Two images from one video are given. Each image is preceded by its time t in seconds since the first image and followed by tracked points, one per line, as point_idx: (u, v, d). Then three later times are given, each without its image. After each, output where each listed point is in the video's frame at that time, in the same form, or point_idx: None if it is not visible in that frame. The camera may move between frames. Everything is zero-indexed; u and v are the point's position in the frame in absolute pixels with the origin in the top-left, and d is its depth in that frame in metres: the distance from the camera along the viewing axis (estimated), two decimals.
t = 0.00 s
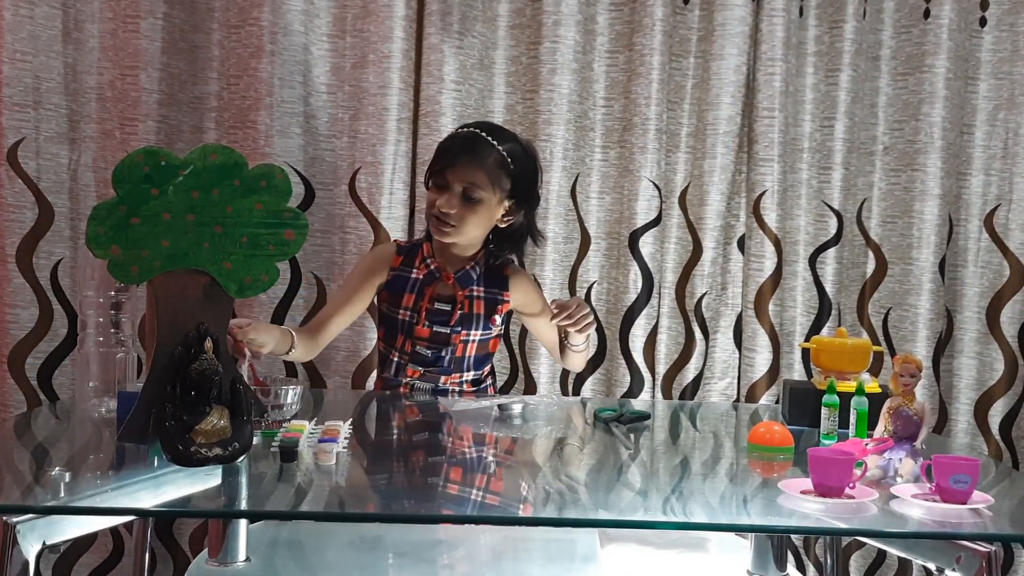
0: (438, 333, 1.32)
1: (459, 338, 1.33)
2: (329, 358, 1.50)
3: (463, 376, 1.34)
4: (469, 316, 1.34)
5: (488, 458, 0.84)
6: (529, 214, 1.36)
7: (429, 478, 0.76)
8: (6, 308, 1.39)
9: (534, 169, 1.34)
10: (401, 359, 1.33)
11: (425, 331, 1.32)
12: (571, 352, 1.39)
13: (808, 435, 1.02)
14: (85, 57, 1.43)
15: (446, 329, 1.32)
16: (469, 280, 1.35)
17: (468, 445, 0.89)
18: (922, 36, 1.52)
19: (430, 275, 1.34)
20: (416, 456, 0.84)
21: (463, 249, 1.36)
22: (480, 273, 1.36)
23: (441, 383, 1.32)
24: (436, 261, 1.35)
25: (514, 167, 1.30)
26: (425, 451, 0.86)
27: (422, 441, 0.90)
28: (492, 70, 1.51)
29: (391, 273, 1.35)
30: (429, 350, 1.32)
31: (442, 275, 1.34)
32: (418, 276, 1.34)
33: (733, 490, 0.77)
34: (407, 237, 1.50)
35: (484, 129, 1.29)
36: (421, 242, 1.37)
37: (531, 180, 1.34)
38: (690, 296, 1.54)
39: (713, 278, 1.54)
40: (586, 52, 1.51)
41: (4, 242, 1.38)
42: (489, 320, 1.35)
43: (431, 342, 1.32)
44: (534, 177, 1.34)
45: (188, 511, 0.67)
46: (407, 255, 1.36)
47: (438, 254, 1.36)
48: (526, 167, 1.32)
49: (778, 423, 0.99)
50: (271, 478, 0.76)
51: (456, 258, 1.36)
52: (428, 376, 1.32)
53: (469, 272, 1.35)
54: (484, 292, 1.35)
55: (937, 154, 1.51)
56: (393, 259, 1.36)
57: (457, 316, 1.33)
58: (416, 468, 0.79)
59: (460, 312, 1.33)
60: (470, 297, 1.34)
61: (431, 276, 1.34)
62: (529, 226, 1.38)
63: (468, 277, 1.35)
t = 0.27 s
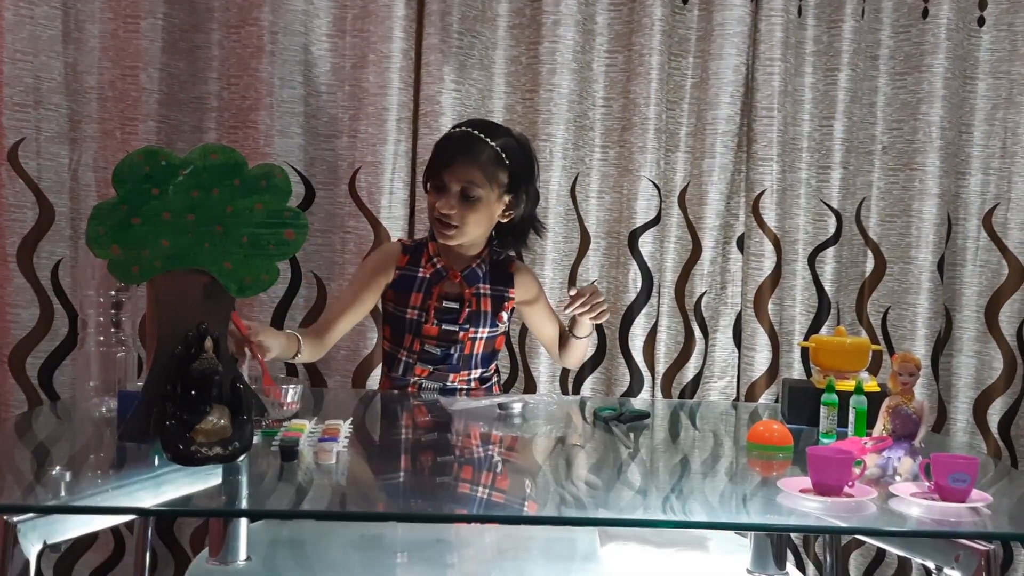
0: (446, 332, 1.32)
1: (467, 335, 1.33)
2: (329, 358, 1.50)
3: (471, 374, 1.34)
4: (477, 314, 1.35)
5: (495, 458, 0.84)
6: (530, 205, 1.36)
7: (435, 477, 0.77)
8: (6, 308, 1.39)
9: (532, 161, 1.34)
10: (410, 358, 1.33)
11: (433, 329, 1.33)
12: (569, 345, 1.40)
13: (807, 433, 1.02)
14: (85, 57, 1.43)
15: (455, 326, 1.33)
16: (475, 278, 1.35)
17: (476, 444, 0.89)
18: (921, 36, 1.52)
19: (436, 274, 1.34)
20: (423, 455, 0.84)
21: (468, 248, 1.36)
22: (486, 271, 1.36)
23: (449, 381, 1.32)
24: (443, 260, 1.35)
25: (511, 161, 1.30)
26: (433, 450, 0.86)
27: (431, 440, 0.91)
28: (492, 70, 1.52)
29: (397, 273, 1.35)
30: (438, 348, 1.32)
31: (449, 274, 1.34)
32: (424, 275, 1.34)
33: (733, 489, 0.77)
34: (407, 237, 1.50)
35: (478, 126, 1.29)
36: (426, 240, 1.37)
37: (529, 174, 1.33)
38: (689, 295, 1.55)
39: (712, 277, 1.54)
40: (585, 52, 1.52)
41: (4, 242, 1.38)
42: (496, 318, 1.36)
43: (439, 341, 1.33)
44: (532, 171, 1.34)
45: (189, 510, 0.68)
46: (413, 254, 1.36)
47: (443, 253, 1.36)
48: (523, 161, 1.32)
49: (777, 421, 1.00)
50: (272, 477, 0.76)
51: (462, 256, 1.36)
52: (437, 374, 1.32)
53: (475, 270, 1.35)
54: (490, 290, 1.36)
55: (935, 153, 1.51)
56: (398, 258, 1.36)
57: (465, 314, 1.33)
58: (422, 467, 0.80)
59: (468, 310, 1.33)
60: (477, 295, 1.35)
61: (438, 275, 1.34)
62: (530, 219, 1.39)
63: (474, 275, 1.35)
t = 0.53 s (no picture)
0: (451, 332, 1.32)
1: (471, 335, 1.33)
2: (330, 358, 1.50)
3: (475, 374, 1.34)
4: (481, 314, 1.34)
5: (499, 458, 0.84)
6: (529, 204, 1.35)
7: (439, 477, 0.76)
8: (6, 308, 1.39)
9: (530, 160, 1.34)
10: (414, 359, 1.33)
11: (437, 330, 1.32)
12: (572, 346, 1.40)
13: (809, 433, 1.02)
14: (85, 57, 1.43)
15: (459, 327, 1.32)
16: (478, 278, 1.35)
17: (480, 445, 0.89)
18: (923, 35, 1.52)
19: (440, 275, 1.34)
20: (427, 455, 0.84)
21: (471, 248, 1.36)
22: (488, 271, 1.36)
23: (454, 381, 1.32)
24: (445, 261, 1.35)
25: (509, 159, 1.29)
26: (438, 451, 0.86)
27: (436, 440, 0.91)
28: (492, 69, 1.51)
29: (400, 274, 1.35)
30: (442, 349, 1.32)
31: (452, 275, 1.34)
32: (428, 276, 1.34)
33: (734, 489, 0.77)
34: (408, 237, 1.50)
35: (476, 125, 1.29)
36: (428, 242, 1.36)
37: (528, 171, 1.33)
38: (690, 295, 1.55)
39: (713, 277, 1.54)
40: (586, 51, 1.51)
41: (4, 242, 1.38)
42: (500, 317, 1.36)
43: (443, 341, 1.32)
44: (531, 168, 1.34)
45: (189, 511, 0.67)
46: (416, 255, 1.36)
47: (445, 254, 1.36)
48: (521, 158, 1.32)
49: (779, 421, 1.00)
50: (272, 477, 0.76)
51: (464, 257, 1.36)
52: (441, 374, 1.32)
53: (477, 270, 1.35)
54: (493, 290, 1.36)
55: (937, 152, 1.51)
56: (401, 260, 1.36)
57: (469, 314, 1.33)
58: (426, 467, 0.79)
59: (472, 310, 1.33)
60: (481, 295, 1.35)
61: (441, 276, 1.34)
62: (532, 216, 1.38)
63: (477, 275, 1.35)
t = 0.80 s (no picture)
0: (451, 330, 1.32)
1: (472, 333, 1.33)
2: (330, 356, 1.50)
3: (477, 372, 1.34)
4: (481, 312, 1.34)
5: (499, 457, 0.84)
6: (526, 200, 1.35)
7: (439, 475, 0.76)
8: (6, 307, 1.39)
9: (527, 157, 1.33)
10: (416, 358, 1.33)
11: (438, 329, 1.32)
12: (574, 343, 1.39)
13: (809, 432, 1.02)
14: (85, 56, 1.43)
15: (459, 325, 1.32)
16: (478, 275, 1.35)
17: (480, 443, 0.89)
18: (923, 33, 1.51)
19: (439, 274, 1.34)
20: (427, 454, 0.84)
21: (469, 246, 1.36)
22: (488, 268, 1.36)
23: (455, 379, 1.32)
24: (445, 260, 1.35)
25: (504, 156, 1.29)
26: (438, 449, 0.86)
27: (437, 439, 0.91)
28: (492, 67, 1.51)
29: (400, 274, 1.35)
30: (443, 347, 1.32)
31: (452, 274, 1.34)
32: (427, 275, 1.34)
33: (734, 488, 0.77)
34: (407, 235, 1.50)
35: (469, 123, 1.29)
36: (427, 241, 1.36)
37: (524, 167, 1.33)
38: (690, 293, 1.55)
39: (713, 275, 1.54)
40: (586, 49, 1.51)
41: (4, 241, 1.38)
42: (500, 315, 1.35)
43: (444, 339, 1.32)
44: (527, 165, 1.33)
45: (189, 510, 0.67)
46: (415, 255, 1.35)
47: (445, 252, 1.36)
48: (517, 155, 1.32)
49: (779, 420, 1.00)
50: (272, 476, 0.76)
51: (464, 254, 1.36)
52: (443, 372, 1.32)
53: (477, 268, 1.35)
54: (493, 287, 1.35)
55: (938, 151, 1.50)
56: (400, 260, 1.35)
57: (470, 312, 1.33)
58: (426, 466, 0.79)
59: (472, 308, 1.33)
60: (481, 293, 1.35)
61: (440, 274, 1.34)
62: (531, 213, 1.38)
63: (477, 272, 1.35)
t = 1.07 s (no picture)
0: (451, 328, 1.32)
1: (472, 331, 1.33)
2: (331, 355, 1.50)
3: (478, 370, 1.33)
4: (482, 310, 1.34)
5: (500, 455, 0.84)
6: (521, 198, 1.35)
7: (440, 474, 0.77)
8: (7, 307, 1.39)
9: (523, 155, 1.33)
10: (416, 357, 1.33)
11: (438, 327, 1.32)
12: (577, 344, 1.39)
13: (809, 430, 1.02)
14: (85, 55, 1.43)
15: (459, 323, 1.32)
16: (479, 274, 1.35)
17: (482, 441, 0.89)
18: (923, 31, 1.51)
19: (439, 272, 1.34)
20: (427, 452, 0.84)
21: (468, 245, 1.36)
22: (489, 267, 1.36)
23: (456, 378, 1.32)
24: (445, 259, 1.35)
25: (499, 155, 1.29)
26: (438, 448, 0.86)
27: (436, 437, 0.91)
28: (493, 66, 1.51)
29: (400, 274, 1.35)
30: (443, 345, 1.32)
31: (452, 272, 1.34)
32: (427, 274, 1.34)
33: (736, 486, 0.77)
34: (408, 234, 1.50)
35: (464, 122, 1.29)
36: (428, 241, 1.37)
37: (520, 166, 1.32)
38: (691, 291, 1.55)
39: (713, 273, 1.54)
40: (586, 48, 1.51)
41: (5, 240, 1.38)
42: (501, 313, 1.35)
43: (445, 338, 1.32)
44: (522, 163, 1.33)
45: (191, 509, 0.67)
46: (415, 254, 1.36)
47: (445, 252, 1.36)
48: (512, 153, 1.31)
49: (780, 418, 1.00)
50: (274, 475, 0.76)
51: (464, 254, 1.37)
52: (444, 370, 1.32)
53: (477, 267, 1.36)
54: (494, 285, 1.35)
55: (937, 149, 1.51)
56: (400, 260, 1.36)
57: (470, 310, 1.33)
58: (427, 464, 0.80)
59: (472, 306, 1.33)
60: (481, 291, 1.35)
61: (440, 273, 1.34)
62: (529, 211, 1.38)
63: (477, 271, 1.35)
